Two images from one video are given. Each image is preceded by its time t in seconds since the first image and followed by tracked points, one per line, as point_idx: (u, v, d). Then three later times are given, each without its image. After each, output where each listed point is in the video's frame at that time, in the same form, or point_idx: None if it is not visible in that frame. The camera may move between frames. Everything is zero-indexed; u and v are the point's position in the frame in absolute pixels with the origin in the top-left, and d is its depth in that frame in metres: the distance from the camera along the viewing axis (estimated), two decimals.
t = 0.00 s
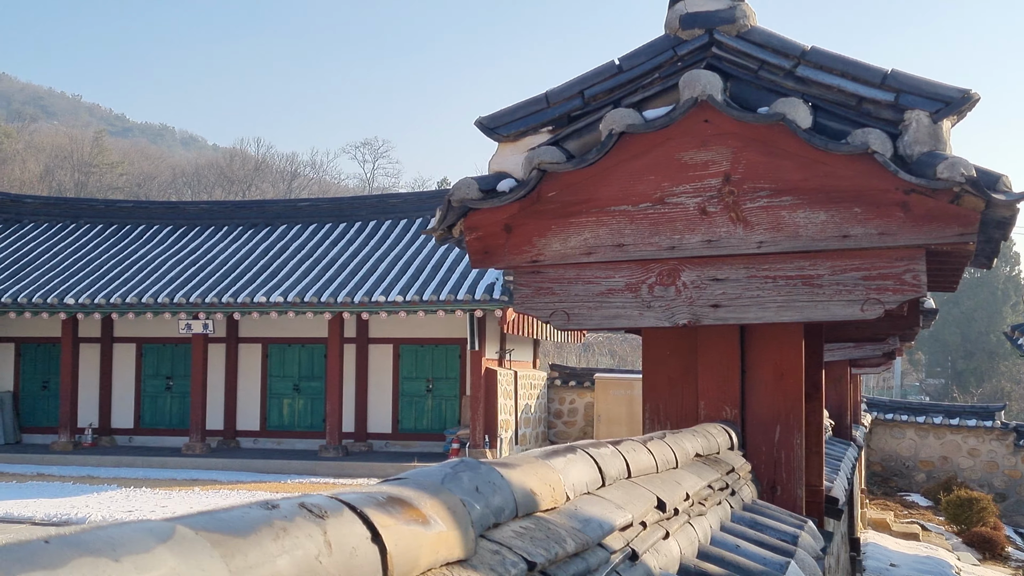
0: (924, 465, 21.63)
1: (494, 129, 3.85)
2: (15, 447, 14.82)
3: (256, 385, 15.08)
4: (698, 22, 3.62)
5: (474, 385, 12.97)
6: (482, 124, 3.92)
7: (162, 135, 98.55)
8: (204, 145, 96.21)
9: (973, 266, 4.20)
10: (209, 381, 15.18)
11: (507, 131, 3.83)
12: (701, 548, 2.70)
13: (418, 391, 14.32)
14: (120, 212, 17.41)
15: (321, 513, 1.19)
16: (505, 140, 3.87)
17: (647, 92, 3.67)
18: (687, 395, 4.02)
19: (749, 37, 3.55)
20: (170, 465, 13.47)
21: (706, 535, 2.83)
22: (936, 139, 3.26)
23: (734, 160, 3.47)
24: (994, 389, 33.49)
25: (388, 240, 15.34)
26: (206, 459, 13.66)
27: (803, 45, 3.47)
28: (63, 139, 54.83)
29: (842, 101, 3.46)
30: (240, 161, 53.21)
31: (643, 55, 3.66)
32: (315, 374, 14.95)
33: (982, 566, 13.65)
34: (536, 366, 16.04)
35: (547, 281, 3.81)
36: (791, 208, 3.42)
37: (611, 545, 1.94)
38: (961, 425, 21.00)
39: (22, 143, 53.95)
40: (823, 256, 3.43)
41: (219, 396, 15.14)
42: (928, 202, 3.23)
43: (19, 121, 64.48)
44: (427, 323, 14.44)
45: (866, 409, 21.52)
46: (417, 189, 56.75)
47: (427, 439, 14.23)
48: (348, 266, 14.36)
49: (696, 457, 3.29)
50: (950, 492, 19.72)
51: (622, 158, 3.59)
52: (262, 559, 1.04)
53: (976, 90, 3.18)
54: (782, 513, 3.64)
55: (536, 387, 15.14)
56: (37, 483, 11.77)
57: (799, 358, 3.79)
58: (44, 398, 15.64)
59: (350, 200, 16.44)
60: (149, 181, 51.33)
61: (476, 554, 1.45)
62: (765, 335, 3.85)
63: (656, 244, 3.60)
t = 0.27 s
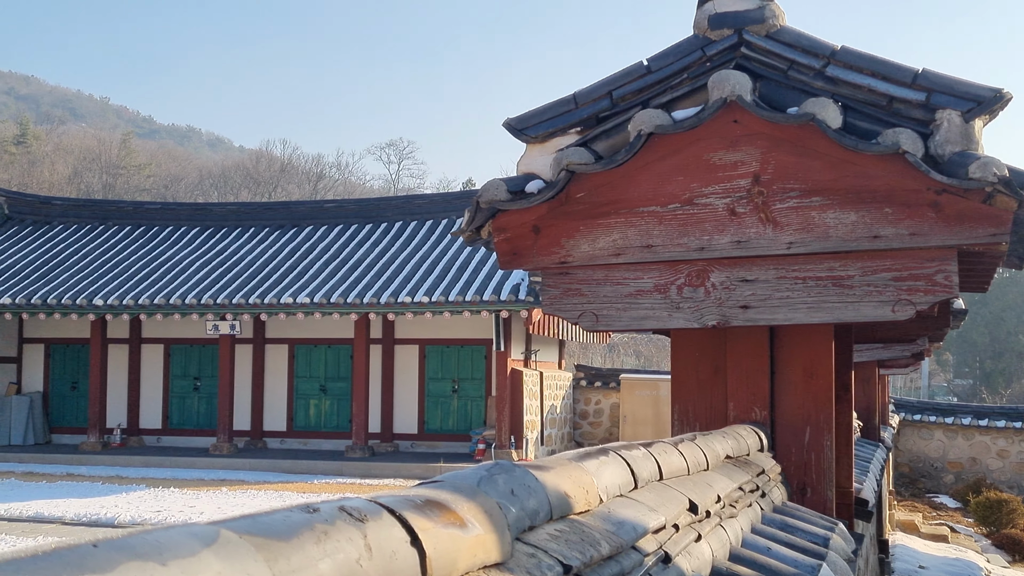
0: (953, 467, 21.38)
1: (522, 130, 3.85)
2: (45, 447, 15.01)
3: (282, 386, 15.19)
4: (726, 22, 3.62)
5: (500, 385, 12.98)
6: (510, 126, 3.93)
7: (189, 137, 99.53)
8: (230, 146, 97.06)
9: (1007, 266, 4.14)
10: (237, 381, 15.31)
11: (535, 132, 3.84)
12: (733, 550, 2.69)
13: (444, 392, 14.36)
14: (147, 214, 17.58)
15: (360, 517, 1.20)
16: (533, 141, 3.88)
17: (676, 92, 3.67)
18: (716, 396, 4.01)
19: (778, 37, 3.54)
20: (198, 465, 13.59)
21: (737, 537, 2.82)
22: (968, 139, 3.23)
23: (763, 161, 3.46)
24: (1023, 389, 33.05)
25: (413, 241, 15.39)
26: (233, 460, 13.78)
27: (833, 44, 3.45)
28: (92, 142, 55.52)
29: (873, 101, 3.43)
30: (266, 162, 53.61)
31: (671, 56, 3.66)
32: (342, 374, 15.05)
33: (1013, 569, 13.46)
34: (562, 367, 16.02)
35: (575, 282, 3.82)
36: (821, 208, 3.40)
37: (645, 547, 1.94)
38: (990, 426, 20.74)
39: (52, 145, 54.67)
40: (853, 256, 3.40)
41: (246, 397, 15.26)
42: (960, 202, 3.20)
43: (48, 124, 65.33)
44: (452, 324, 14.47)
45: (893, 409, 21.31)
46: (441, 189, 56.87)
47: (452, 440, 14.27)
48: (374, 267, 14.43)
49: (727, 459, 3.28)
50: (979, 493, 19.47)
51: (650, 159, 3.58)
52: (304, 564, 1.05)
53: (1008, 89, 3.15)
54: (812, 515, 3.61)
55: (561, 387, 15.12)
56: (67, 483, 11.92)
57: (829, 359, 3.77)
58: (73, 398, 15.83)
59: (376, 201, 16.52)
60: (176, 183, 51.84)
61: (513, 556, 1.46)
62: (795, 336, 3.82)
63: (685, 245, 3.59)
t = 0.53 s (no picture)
0: (987, 469, 21.09)
1: (554, 132, 3.86)
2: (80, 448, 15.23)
3: (313, 387, 15.30)
4: (759, 23, 3.61)
5: (530, 387, 12.97)
6: (541, 127, 3.94)
7: (220, 140, 100.62)
8: (261, 149, 97.99)
9: None
10: (268, 383, 15.45)
11: (567, 134, 3.84)
12: (768, 553, 2.68)
13: (474, 393, 14.41)
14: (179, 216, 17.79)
15: (400, 519, 1.22)
16: (565, 143, 3.88)
17: (708, 93, 3.66)
18: (748, 398, 3.99)
19: (811, 38, 3.53)
20: (230, 466, 13.73)
21: (772, 539, 2.81)
22: (1003, 139, 3.19)
23: (796, 161, 3.44)
24: None
25: (443, 243, 15.45)
26: (264, 460, 13.90)
27: (867, 44, 3.43)
28: (125, 145, 56.25)
29: (907, 101, 3.40)
30: (296, 165, 54.03)
31: (703, 57, 3.65)
32: (372, 376, 15.14)
33: None
34: (591, 369, 16.00)
35: (607, 284, 3.82)
36: (855, 209, 3.38)
37: (680, 550, 1.95)
38: None
39: (86, 149, 55.49)
40: (887, 258, 3.38)
41: (277, 398, 15.40)
42: (995, 202, 3.16)
43: (82, 127, 66.33)
44: (482, 325, 14.50)
45: (926, 411, 21.05)
46: (470, 191, 56.99)
47: (482, 442, 14.31)
48: (404, 269, 14.50)
49: (760, 461, 3.27)
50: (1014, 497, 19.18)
51: (683, 161, 3.58)
52: (347, 566, 1.06)
53: None
54: (846, 518, 3.59)
55: (591, 389, 15.11)
56: (101, 483, 12.10)
57: (863, 361, 3.74)
58: (106, 399, 16.05)
59: (406, 203, 16.60)
60: (207, 186, 52.41)
61: (550, 559, 1.47)
62: (827, 338, 3.80)
63: (716, 246, 3.59)
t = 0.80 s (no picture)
0: None
1: (586, 135, 3.86)
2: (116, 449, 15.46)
3: (346, 389, 15.41)
4: (792, 25, 3.60)
5: (562, 389, 13.01)
6: (573, 131, 3.94)
7: (253, 142, 101.62)
8: (294, 151, 98.88)
9: None
10: (302, 384, 15.59)
11: (598, 138, 3.85)
12: (802, 558, 2.68)
13: (506, 395, 14.44)
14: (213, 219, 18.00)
15: (437, 526, 1.24)
16: (597, 147, 3.89)
17: (740, 96, 3.66)
18: (782, 401, 3.97)
19: (845, 40, 3.53)
20: (263, 467, 13.88)
21: (806, 544, 2.80)
22: None
23: (830, 164, 3.42)
24: None
25: (475, 245, 15.50)
26: (298, 461, 14.04)
27: (901, 46, 3.42)
28: (160, 149, 56.99)
29: (941, 102, 3.37)
30: (328, 167, 54.41)
31: (736, 60, 3.64)
32: (404, 377, 15.23)
33: None
34: (623, 370, 15.96)
35: (640, 287, 3.81)
36: (889, 212, 3.35)
37: (714, 555, 1.96)
38: None
39: (121, 152, 56.31)
40: (922, 260, 3.36)
41: (310, 400, 15.52)
42: None
43: (117, 130, 67.30)
44: (514, 327, 14.53)
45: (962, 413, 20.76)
46: (500, 192, 57.05)
47: (514, 443, 14.34)
48: (436, 270, 14.57)
49: (794, 465, 3.25)
50: None
51: (715, 163, 3.57)
52: (385, 573, 1.09)
53: None
54: (881, 522, 3.56)
55: (622, 390, 15.07)
56: (137, 484, 12.28)
57: (897, 364, 3.71)
58: (142, 401, 16.29)
59: (438, 205, 16.67)
60: (240, 188, 52.97)
61: (585, 565, 1.49)
62: (862, 340, 3.77)
63: (750, 249, 3.59)
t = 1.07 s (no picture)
0: None
1: (617, 137, 3.87)
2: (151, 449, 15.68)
3: (377, 389, 15.51)
4: (825, 24, 3.58)
5: (592, 390, 13.01)
6: (604, 132, 3.95)
7: (285, 144, 102.61)
8: (326, 153, 99.64)
9: None
10: (334, 385, 15.70)
11: (630, 139, 3.85)
12: (837, 560, 2.67)
13: (537, 396, 14.46)
14: (246, 221, 18.20)
15: (474, 527, 1.27)
16: (628, 148, 3.89)
17: (772, 97, 3.65)
18: (815, 402, 3.96)
19: (878, 40, 3.51)
20: (296, 467, 14.01)
21: (840, 546, 2.79)
22: None
23: (863, 164, 3.40)
24: None
25: (506, 246, 15.54)
26: (330, 461, 14.15)
27: (935, 46, 3.38)
28: (193, 151, 57.66)
29: (975, 102, 3.34)
30: (358, 169, 54.73)
31: (768, 60, 3.64)
32: (435, 378, 15.31)
33: None
34: (654, 371, 15.92)
35: (671, 288, 3.80)
36: (923, 213, 3.34)
37: (748, 557, 1.96)
38: None
39: (156, 154, 57.05)
40: (956, 261, 3.36)
41: (342, 401, 15.61)
42: None
43: (151, 133, 68.27)
44: (545, 328, 14.54)
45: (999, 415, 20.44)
46: (530, 193, 57.07)
47: (545, 444, 14.35)
48: (467, 272, 14.62)
49: (828, 466, 3.24)
50: None
51: (748, 164, 3.56)
52: (424, 574, 1.11)
53: None
54: (916, 524, 3.53)
55: (653, 391, 15.03)
56: (172, 484, 12.45)
57: (932, 365, 3.68)
58: (176, 401, 16.50)
59: (468, 206, 16.72)
60: (272, 190, 53.47)
61: (619, 566, 1.51)
62: (895, 341, 3.75)
63: (782, 250, 3.57)
